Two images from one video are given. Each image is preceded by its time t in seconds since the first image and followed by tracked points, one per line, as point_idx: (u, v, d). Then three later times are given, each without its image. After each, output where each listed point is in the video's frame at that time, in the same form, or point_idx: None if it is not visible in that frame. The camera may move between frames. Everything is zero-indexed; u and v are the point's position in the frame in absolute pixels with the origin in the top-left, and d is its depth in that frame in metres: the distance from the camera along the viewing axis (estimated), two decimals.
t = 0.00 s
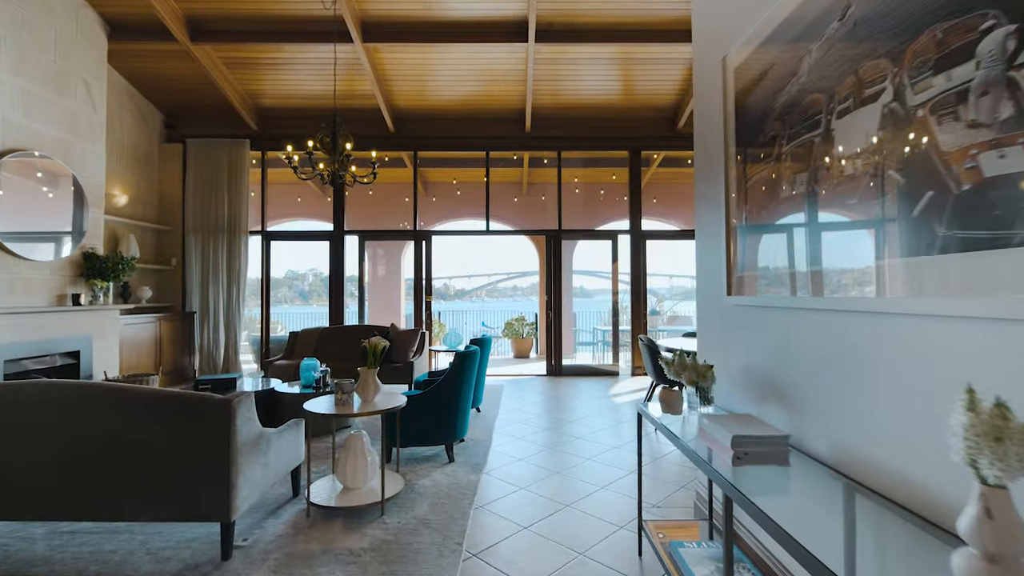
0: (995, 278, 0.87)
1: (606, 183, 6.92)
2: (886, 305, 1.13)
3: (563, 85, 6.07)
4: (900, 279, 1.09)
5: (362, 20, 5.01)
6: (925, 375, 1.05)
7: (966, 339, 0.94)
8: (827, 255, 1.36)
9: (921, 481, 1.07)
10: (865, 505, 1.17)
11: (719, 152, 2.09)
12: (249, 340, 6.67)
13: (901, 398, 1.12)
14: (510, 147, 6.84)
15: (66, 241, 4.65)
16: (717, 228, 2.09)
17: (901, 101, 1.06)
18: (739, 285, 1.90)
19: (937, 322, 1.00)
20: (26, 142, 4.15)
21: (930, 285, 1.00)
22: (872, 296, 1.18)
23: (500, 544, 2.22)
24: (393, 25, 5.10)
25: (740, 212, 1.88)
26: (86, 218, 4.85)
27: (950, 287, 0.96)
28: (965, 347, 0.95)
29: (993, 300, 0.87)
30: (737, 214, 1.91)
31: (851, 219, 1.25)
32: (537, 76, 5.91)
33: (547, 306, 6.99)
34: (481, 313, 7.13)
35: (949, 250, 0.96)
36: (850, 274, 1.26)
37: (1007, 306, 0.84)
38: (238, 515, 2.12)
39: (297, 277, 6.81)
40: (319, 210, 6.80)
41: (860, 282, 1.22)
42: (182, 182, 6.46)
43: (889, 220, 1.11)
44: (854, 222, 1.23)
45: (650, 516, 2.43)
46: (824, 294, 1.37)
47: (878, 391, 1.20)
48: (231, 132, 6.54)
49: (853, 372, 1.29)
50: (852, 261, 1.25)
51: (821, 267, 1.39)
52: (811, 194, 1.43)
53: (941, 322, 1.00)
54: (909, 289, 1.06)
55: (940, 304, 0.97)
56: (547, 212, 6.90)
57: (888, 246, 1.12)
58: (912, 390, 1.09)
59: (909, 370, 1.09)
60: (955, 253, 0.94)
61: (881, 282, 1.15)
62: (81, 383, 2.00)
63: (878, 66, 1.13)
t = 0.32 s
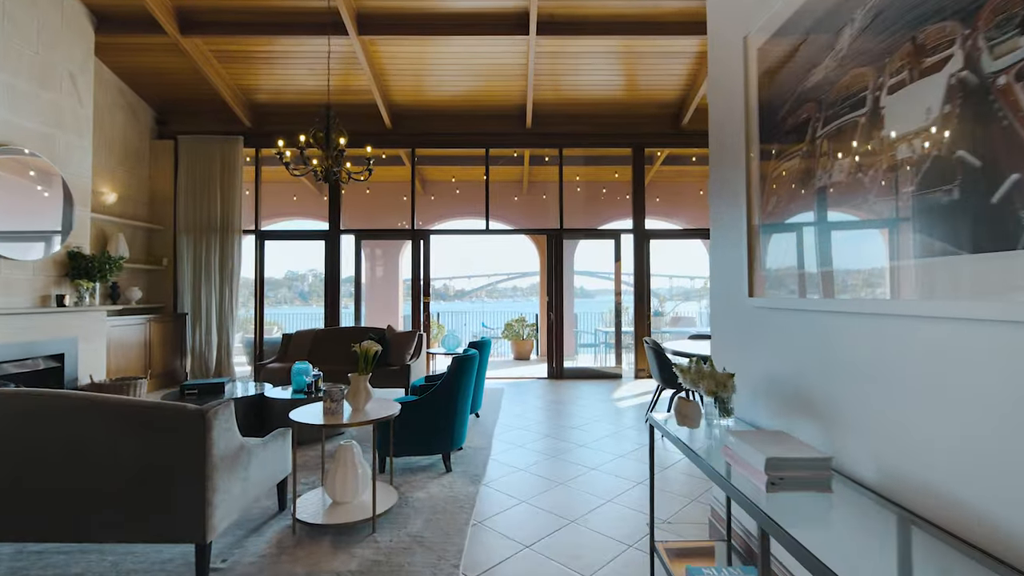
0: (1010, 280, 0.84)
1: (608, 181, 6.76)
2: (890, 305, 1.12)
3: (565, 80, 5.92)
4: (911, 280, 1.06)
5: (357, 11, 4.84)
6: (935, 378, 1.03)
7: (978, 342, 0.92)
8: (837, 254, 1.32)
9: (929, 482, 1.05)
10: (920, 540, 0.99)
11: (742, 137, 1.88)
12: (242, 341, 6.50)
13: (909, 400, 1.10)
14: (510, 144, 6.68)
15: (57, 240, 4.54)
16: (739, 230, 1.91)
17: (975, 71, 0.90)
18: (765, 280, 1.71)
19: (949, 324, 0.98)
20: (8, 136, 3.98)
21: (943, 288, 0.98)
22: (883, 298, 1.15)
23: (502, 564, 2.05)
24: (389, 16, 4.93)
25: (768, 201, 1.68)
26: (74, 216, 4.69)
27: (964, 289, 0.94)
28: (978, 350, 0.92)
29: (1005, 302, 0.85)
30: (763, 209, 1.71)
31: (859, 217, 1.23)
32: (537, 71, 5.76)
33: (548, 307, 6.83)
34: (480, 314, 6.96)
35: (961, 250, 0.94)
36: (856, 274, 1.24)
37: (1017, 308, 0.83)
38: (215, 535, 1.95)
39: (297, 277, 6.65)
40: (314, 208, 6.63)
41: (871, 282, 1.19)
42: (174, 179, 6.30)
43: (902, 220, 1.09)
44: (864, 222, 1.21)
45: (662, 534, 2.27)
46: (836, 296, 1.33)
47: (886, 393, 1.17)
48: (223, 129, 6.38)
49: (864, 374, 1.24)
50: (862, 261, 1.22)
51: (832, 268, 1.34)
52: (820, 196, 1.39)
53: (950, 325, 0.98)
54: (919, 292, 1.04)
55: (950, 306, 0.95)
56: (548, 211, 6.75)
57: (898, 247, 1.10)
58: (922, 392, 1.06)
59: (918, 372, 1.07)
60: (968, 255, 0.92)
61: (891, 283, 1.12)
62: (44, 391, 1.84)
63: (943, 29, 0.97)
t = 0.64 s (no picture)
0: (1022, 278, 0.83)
1: (610, 180, 6.60)
2: (901, 304, 1.09)
3: (566, 75, 5.77)
4: (927, 278, 1.02)
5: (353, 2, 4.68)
6: (942, 377, 1.01)
7: (990, 340, 0.90)
8: (846, 254, 1.28)
9: (943, 487, 1.01)
10: None
11: (766, 129, 1.71)
12: (235, 344, 6.33)
13: (916, 402, 1.08)
14: (510, 142, 6.53)
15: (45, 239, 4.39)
16: (761, 233, 1.74)
17: None
18: (792, 282, 1.55)
19: (963, 323, 0.95)
20: None
21: (960, 286, 0.94)
22: (894, 296, 1.11)
23: None
24: (386, 8, 4.78)
25: (797, 196, 1.52)
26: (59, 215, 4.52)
27: (980, 287, 0.90)
28: (993, 349, 0.90)
29: None
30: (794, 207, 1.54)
31: (866, 216, 1.20)
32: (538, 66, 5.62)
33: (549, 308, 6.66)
34: (480, 316, 6.75)
35: (975, 248, 0.91)
36: (863, 272, 1.22)
37: None
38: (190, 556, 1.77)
39: (297, 279, 6.47)
40: (309, 208, 6.47)
41: (881, 281, 1.16)
42: (165, 176, 6.15)
43: (915, 219, 1.05)
44: (873, 221, 1.17)
45: (674, 552, 2.11)
46: (846, 296, 1.29)
47: (894, 394, 1.14)
48: (216, 125, 6.22)
49: (873, 375, 1.21)
50: (869, 261, 1.20)
51: (842, 266, 1.30)
52: (831, 194, 1.34)
53: (962, 324, 0.96)
54: (934, 289, 1.00)
55: (965, 305, 0.93)
56: (549, 210, 6.59)
57: (912, 244, 1.06)
58: (928, 391, 1.04)
59: (925, 370, 1.05)
60: (982, 251, 0.90)
61: (905, 282, 1.08)
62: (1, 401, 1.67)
63: None
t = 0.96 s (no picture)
0: None
1: (612, 178, 6.44)
2: (916, 305, 1.05)
3: (568, 70, 5.63)
4: (942, 278, 0.99)
5: None
6: (954, 378, 0.98)
7: (1008, 343, 0.87)
8: (859, 254, 1.24)
9: (963, 496, 0.96)
10: None
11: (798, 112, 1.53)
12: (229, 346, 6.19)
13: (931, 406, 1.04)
14: (510, 139, 6.37)
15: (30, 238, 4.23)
16: (792, 231, 1.56)
17: None
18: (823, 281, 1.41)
19: (981, 325, 0.91)
20: None
21: (981, 286, 0.90)
22: (907, 297, 1.08)
23: None
24: None
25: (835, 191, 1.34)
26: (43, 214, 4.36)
27: (1001, 288, 0.87)
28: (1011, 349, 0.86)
29: None
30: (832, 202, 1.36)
31: (878, 215, 1.17)
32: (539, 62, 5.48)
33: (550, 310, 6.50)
34: (480, 318, 6.98)
35: (996, 246, 0.88)
36: (872, 272, 1.20)
37: None
38: None
39: (297, 280, 6.31)
40: (304, 207, 6.31)
41: (885, 281, 1.15)
42: (156, 174, 6.00)
43: (929, 218, 1.02)
44: (886, 221, 1.14)
45: None
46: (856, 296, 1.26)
47: (907, 398, 1.11)
48: (209, 122, 6.07)
49: (884, 377, 1.18)
50: (873, 262, 1.19)
51: (853, 266, 1.27)
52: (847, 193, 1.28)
53: (976, 325, 0.92)
54: (952, 290, 0.97)
55: (985, 306, 0.89)
56: (550, 209, 6.43)
57: (925, 243, 1.03)
58: (937, 394, 1.02)
59: (939, 374, 1.01)
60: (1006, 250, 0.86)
61: (921, 281, 1.05)
62: None
63: None
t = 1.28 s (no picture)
0: None
1: (614, 177, 6.28)
2: (926, 309, 1.04)
3: (570, 66, 5.48)
4: (956, 281, 0.97)
5: None
6: (970, 384, 0.95)
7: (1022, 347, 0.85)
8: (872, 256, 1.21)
9: (976, 503, 0.94)
10: None
11: (835, 97, 1.36)
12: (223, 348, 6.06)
13: (955, 414, 0.99)
14: (510, 137, 6.22)
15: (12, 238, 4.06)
16: (829, 229, 1.40)
17: None
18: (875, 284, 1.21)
19: (999, 331, 0.89)
20: None
21: (998, 289, 0.88)
22: (918, 301, 1.07)
23: None
24: None
25: (882, 191, 1.18)
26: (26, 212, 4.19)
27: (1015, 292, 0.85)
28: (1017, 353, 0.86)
29: None
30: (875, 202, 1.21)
31: (891, 217, 1.15)
32: (540, 57, 5.34)
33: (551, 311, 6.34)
34: (480, 319, 7.05)
35: (1008, 250, 0.86)
36: (881, 276, 1.18)
37: None
38: None
39: (298, 280, 6.16)
40: (299, 206, 6.15)
41: (888, 286, 1.16)
42: (147, 172, 5.84)
43: (943, 216, 1.00)
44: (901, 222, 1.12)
45: None
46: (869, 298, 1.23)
47: (920, 403, 1.08)
48: (202, 119, 5.92)
49: (896, 382, 1.15)
50: (881, 263, 1.18)
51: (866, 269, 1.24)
52: (899, 181, 1.12)
53: (989, 330, 0.91)
54: (967, 293, 0.95)
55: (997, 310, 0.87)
56: (552, 209, 6.28)
57: (939, 244, 1.01)
58: (952, 399, 0.99)
59: (953, 378, 0.99)
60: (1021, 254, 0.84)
61: (931, 286, 1.03)
62: None
63: None
